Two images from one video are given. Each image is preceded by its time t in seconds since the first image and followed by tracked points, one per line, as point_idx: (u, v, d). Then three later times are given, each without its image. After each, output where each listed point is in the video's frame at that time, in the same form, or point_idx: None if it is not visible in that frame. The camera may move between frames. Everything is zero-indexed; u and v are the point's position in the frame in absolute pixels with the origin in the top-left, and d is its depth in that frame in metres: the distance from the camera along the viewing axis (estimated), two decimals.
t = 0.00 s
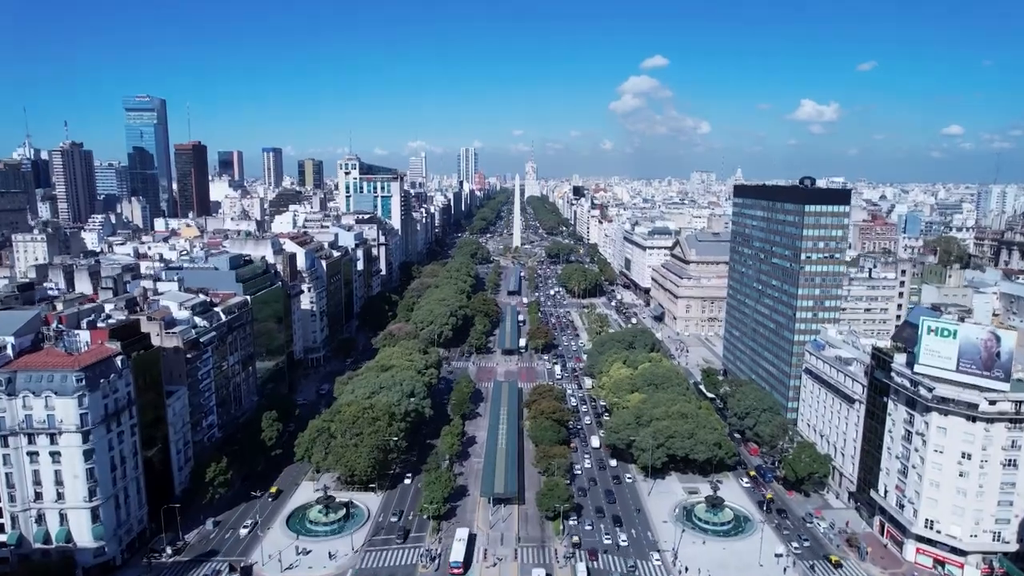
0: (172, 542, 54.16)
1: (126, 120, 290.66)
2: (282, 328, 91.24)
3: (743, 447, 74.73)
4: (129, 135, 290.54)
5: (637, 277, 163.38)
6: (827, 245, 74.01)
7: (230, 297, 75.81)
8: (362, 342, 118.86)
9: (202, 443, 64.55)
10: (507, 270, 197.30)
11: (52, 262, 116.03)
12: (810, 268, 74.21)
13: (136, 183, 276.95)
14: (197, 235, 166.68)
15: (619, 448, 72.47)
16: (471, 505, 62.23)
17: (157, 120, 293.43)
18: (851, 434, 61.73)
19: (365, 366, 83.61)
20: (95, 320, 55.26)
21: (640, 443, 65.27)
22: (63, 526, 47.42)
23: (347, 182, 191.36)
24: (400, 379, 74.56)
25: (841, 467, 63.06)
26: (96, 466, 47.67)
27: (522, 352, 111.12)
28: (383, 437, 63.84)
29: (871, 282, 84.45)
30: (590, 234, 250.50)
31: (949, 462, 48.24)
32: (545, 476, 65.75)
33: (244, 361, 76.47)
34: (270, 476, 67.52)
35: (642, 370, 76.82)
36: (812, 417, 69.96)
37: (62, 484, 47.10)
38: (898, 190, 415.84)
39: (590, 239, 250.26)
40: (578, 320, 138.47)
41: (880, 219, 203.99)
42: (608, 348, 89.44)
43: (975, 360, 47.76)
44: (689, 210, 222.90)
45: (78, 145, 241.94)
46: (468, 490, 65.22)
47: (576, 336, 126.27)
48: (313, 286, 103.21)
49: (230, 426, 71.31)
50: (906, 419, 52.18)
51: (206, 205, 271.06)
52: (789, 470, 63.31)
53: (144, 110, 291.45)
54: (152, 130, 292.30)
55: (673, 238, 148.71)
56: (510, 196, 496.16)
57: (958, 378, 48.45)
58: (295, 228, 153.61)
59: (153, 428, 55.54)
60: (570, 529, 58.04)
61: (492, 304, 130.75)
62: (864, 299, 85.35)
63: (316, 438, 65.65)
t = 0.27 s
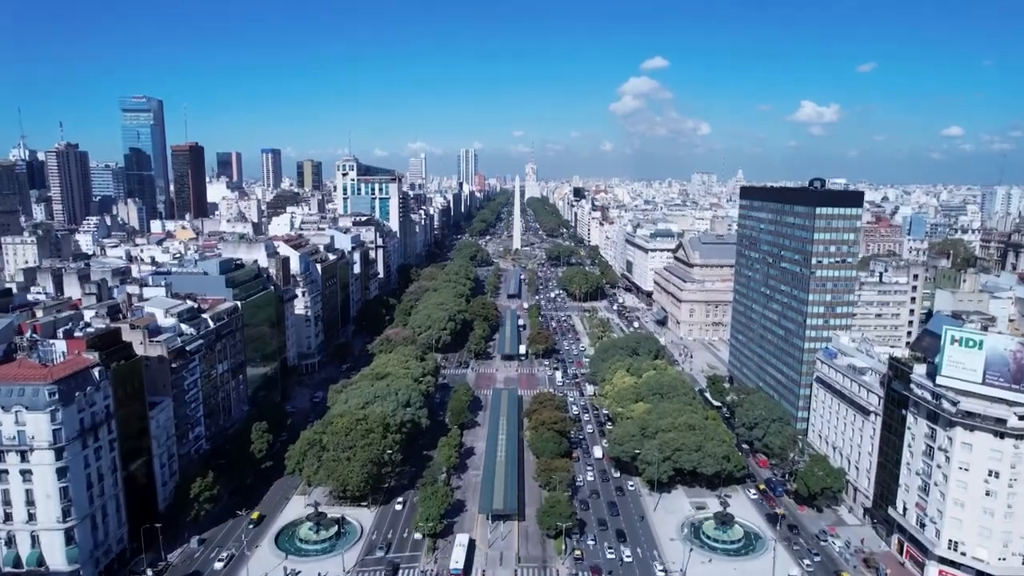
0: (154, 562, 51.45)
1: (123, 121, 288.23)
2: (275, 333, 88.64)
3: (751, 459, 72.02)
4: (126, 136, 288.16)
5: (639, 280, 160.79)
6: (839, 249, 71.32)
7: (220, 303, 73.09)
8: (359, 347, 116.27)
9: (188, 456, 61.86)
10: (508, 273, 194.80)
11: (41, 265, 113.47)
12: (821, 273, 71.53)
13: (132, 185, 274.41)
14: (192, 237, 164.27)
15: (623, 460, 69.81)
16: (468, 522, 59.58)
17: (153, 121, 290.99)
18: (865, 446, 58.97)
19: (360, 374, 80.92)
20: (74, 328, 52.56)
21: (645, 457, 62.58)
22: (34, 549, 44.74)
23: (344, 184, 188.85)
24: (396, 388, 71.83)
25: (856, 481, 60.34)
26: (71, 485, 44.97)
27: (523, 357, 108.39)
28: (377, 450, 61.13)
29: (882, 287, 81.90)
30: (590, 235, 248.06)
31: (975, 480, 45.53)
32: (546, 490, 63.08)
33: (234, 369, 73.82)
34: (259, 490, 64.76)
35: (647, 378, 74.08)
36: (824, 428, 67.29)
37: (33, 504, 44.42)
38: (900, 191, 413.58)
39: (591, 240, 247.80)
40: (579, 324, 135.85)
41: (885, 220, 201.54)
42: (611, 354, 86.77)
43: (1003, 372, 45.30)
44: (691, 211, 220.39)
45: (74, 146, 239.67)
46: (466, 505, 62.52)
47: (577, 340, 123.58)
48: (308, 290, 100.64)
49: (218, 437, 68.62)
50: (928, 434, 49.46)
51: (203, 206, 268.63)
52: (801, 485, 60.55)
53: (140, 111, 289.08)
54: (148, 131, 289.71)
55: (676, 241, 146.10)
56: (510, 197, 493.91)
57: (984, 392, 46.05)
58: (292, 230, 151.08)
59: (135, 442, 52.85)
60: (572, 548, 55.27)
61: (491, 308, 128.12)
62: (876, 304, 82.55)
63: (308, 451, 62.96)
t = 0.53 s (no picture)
0: None
1: (119, 121, 285.59)
2: (267, 339, 85.93)
3: (761, 471, 69.33)
4: (123, 136, 285.41)
5: (641, 283, 158.07)
6: (851, 253, 68.51)
7: (208, 309, 70.38)
8: (355, 353, 113.60)
9: (173, 470, 59.14)
10: (507, 275, 192.20)
11: (29, 268, 110.91)
12: (833, 278, 68.71)
13: (129, 186, 271.88)
14: (187, 239, 161.59)
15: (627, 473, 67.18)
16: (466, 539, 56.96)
17: (150, 122, 288.31)
18: (882, 461, 56.23)
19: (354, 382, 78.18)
20: (48, 338, 49.80)
21: (651, 471, 59.92)
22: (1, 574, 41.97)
23: (342, 185, 186.35)
24: (391, 397, 69.10)
25: (871, 496, 57.63)
26: (41, 506, 42.26)
27: (523, 363, 105.71)
28: (370, 464, 58.47)
29: (894, 292, 79.37)
30: (591, 237, 245.65)
31: (1005, 500, 42.77)
32: (548, 505, 60.48)
33: (224, 378, 71.10)
34: (248, 505, 62.04)
35: (652, 387, 71.32)
36: (837, 439, 64.59)
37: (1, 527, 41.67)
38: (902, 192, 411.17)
39: (591, 242, 245.36)
40: (580, 328, 133.16)
41: (889, 222, 199.05)
42: (614, 362, 83.99)
43: None
44: (693, 213, 217.88)
45: (69, 147, 237.21)
46: (463, 521, 59.86)
47: (579, 345, 120.88)
48: (302, 294, 97.97)
49: (206, 449, 65.89)
50: (951, 450, 46.72)
51: (200, 208, 266.16)
52: (815, 500, 57.79)
53: (136, 111, 286.39)
54: (145, 132, 287.07)
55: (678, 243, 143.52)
56: (511, 198, 491.49)
57: (1013, 408, 43.14)
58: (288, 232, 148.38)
59: (114, 457, 50.12)
60: (575, 568, 52.58)
61: (491, 312, 125.45)
62: (887, 309, 80.10)
63: (298, 464, 60.27)
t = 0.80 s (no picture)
0: None
1: (115, 122, 282.99)
2: (258, 345, 83.17)
3: (770, 484, 66.57)
4: (119, 137, 282.60)
5: (644, 286, 155.29)
6: (865, 257, 65.85)
7: (196, 315, 67.59)
8: (350, 358, 110.83)
9: (157, 485, 56.39)
10: (507, 278, 189.50)
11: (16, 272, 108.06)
12: (846, 283, 65.92)
13: (125, 188, 269.11)
14: (181, 242, 158.81)
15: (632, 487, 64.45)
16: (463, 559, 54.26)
17: (146, 122, 285.59)
18: (900, 476, 53.40)
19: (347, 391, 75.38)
20: (20, 348, 47.02)
21: (657, 486, 57.18)
22: None
23: (339, 187, 183.64)
24: (385, 407, 66.34)
25: (889, 514, 54.88)
26: (8, 530, 39.50)
27: (524, 369, 102.91)
28: (363, 479, 55.74)
29: (907, 297, 76.70)
30: (592, 239, 242.95)
31: None
32: (549, 522, 57.77)
33: (213, 386, 68.30)
34: (235, 521, 59.25)
35: (657, 396, 68.51)
36: (851, 452, 61.84)
37: None
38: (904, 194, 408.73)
39: (592, 244, 242.80)
40: (581, 333, 130.42)
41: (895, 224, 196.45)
42: (617, 369, 81.13)
43: None
44: (695, 215, 215.40)
45: (64, 147, 234.72)
46: (461, 539, 57.12)
47: (580, 350, 118.10)
48: (296, 298, 95.26)
49: (192, 461, 63.08)
50: (978, 468, 43.96)
51: (197, 209, 263.60)
52: (829, 517, 54.99)
53: (132, 112, 283.68)
54: (141, 133, 284.51)
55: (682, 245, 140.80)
56: (510, 199, 489.08)
57: None
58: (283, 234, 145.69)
59: (90, 474, 47.39)
60: None
61: (490, 316, 122.72)
62: (900, 315, 77.30)
63: (288, 479, 57.47)
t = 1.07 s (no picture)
0: None
1: (110, 122, 280.05)
2: (248, 353, 80.14)
3: (782, 500, 63.60)
4: (114, 138, 279.47)
5: (646, 289, 152.37)
6: (882, 262, 62.67)
7: (181, 322, 64.56)
8: (346, 364, 107.88)
9: (137, 503, 53.41)
10: (507, 280, 186.64)
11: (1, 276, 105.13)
12: (861, 290, 62.82)
13: (120, 189, 266.15)
14: (174, 245, 155.72)
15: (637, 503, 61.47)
16: None
17: (142, 123, 282.62)
18: (922, 495, 50.39)
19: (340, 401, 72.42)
20: None
21: (665, 504, 54.24)
22: None
23: (336, 188, 180.38)
24: (379, 419, 63.35)
25: (910, 534, 51.85)
26: None
27: (524, 376, 99.91)
28: (354, 497, 52.73)
29: (922, 303, 73.73)
30: (593, 241, 240.07)
31: None
32: (551, 541, 54.84)
33: (200, 397, 65.32)
34: (221, 540, 56.26)
35: (663, 408, 65.55)
36: (867, 466, 58.84)
37: None
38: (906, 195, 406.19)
39: (593, 246, 240.09)
40: (583, 337, 127.42)
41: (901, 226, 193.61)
42: (621, 378, 78.08)
43: None
44: (697, 217, 212.59)
45: (58, 148, 231.89)
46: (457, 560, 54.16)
47: (581, 356, 115.12)
48: (288, 303, 92.39)
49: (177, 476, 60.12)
50: (1012, 490, 40.82)
51: (193, 211, 260.74)
52: (847, 538, 51.93)
53: (128, 112, 280.71)
54: (137, 133, 281.56)
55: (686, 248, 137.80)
56: (510, 201, 486.36)
57: None
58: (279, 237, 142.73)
59: (61, 495, 44.37)
60: None
61: (489, 320, 119.77)
62: (915, 322, 74.28)
63: (275, 496, 54.51)
